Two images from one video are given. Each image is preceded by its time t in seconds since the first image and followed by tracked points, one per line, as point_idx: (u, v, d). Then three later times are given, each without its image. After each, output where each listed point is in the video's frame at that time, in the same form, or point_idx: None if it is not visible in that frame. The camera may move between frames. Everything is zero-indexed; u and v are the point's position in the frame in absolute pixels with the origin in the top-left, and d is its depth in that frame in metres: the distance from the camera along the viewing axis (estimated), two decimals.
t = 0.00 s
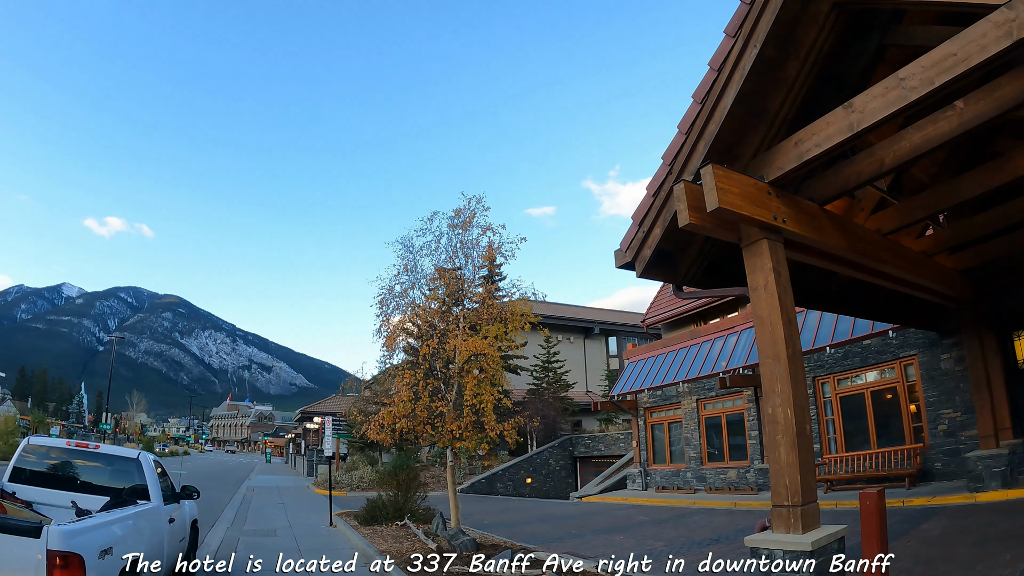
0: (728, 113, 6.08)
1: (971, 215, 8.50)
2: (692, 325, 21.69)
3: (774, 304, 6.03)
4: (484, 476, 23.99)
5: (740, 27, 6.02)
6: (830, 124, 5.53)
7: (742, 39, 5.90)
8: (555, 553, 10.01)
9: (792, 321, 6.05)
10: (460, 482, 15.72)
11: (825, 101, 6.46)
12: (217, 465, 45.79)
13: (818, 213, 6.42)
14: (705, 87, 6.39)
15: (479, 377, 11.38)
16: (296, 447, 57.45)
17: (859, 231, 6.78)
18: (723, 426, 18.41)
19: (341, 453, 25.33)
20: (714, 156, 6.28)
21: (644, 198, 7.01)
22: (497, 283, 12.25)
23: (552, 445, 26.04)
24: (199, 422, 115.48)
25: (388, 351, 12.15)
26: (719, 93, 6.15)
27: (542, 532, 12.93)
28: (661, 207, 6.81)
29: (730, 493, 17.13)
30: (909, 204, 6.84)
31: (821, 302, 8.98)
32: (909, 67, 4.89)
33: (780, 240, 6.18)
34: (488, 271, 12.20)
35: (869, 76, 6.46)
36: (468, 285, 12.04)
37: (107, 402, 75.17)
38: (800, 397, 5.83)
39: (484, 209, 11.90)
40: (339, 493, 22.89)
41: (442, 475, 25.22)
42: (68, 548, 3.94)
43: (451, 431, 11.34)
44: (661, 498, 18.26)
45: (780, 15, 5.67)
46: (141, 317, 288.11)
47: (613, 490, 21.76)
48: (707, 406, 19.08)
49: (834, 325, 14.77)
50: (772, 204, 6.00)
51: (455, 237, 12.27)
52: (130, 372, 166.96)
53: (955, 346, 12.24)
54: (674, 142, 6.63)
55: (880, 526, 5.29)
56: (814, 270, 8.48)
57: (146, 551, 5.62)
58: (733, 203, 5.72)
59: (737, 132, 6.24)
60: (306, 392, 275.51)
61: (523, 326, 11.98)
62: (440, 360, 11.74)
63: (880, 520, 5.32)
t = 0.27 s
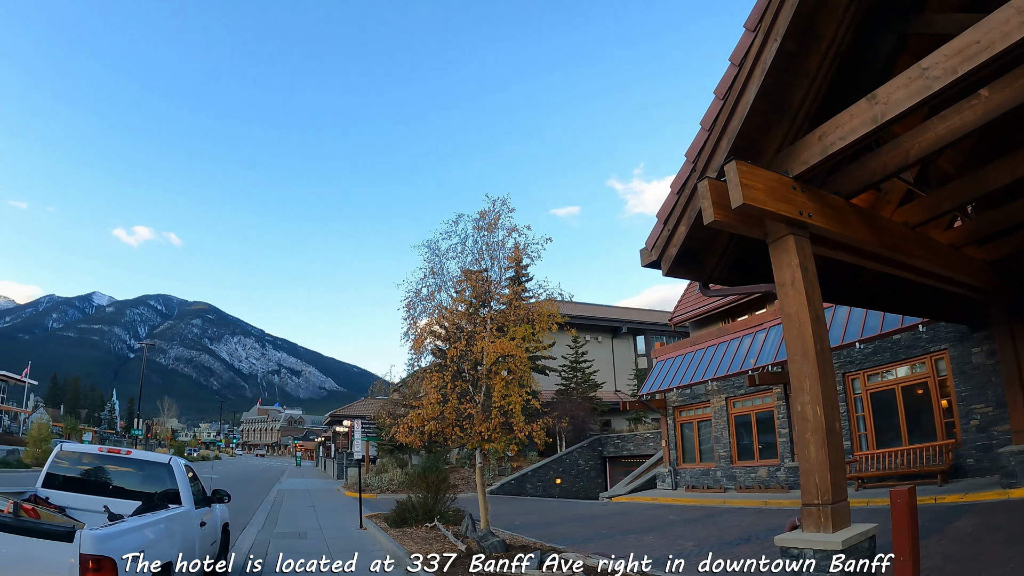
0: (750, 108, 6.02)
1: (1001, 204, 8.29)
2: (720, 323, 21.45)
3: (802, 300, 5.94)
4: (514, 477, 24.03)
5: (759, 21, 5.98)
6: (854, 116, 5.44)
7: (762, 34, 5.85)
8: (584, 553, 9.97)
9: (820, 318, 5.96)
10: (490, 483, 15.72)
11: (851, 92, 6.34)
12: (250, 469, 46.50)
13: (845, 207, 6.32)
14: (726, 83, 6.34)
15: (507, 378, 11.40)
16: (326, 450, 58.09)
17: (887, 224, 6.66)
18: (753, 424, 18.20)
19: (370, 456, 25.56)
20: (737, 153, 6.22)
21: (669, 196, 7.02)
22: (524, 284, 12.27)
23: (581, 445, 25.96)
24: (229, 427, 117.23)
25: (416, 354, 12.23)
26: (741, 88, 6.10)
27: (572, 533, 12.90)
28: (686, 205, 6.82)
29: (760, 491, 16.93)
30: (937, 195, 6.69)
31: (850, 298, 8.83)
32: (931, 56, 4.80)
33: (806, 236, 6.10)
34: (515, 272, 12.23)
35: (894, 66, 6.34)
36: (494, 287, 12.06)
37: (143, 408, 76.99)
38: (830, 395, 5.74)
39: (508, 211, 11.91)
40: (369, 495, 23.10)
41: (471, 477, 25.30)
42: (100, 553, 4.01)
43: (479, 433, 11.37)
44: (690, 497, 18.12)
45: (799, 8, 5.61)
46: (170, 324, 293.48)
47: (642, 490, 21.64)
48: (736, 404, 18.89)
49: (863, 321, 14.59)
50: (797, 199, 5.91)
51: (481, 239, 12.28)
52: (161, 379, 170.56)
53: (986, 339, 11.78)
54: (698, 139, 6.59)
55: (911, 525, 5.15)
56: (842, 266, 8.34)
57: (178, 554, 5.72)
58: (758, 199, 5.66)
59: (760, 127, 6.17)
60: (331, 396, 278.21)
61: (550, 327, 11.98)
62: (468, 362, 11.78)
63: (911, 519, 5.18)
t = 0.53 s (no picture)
0: (766, 103, 5.98)
1: None
2: (740, 320, 21.28)
3: (822, 296, 5.88)
4: (535, 477, 24.03)
5: (774, 15, 5.93)
6: (871, 109, 5.37)
7: (776, 28, 5.80)
8: (606, 553, 9.95)
9: (841, 314, 5.90)
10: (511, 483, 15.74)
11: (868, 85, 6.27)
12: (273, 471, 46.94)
13: (864, 201, 6.24)
14: (741, 78, 6.30)
15: (527, 379, 11.41)
16: (346, 451, 58.47)
17: (907, 219, 6.56)
18: (774, 421, 18.05)
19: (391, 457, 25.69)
20: (755, 148, 6.17)
21: (686, 193, 7.00)
22: (544, 284, 12.27)
23: (602, 444, 25.89)
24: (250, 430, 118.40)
25: (436, 355, 12.26)
26: (757, 83, 6.06)
27: (593, 532, 12.88)
28: (703, 201, 6.80)
29: (782, 489, 16.78)
30: (957, 189, 6.58)
31: (871, 293, 8.72)
32: (948, 46, 4.73)
33: (825, 231, 6.04)
34: (534, 272, 12.24)
35: (913, 57, 6.24)
36: (514, 287, 12.09)
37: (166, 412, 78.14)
38: (851, 391, 5.67)
39: (526, 211, 11.85)
40: (390, 496, 23.22)
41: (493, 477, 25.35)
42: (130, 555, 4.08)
43: (499, 433, 11.42)
44: (712, 496, 18.00)
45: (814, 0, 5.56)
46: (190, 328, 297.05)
47: (664, 489, 21.51)
48: (758, 401, 18.75)
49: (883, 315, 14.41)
50: (815, 194, 5.85)
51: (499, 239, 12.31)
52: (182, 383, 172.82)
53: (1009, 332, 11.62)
54: (715, 135, 6.55)
55: (933, 523, 5.07)
56: (862, 261, 8.23)
57: (201, 556, 5.78)
58: (776, 194, 5.60)
59: (776, 122, 6.12)
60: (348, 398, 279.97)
61: (570, 326, 11.98)
62: (488, 362, 11.81)
63: (934, 517, 5.09)
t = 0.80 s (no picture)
0: (786, 97, 5.92)
1: None
2: (763, 316, 21.06)
3: (846, 291, 5.81)
4: (559, 476, 24.03)
5: (791, 8, 5.89)
6: (891, 100, 5.30)
7: (793, 21, 5.76)
8: (631, 552, 9.91)
9: (865, 308, 5.82)
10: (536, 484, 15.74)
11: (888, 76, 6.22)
12: (300, 473, 47.44)
13: (887, 194, 6.16)
14: (760, 72, 6.26)
15: (551, 379, 11.41)
16: (371, 452, 58.95)
17: (931, 211, 6.45)
18: (799, 418, 17.85)
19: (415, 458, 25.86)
20: (775, 143, 6.12)
21: (707, 190, 6.96)
22: (566, 283, 12.28)
23: (626, 443, 25.80)
24: (275, 433, 119.72)
25: (460, 356, 12.32)
26: (775, 77, 6.01)
27: (619, 532, 12.82)
28: (724, 198, 6.76)
29: (808, 487, 16.59)
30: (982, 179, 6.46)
31: (896, 288, 8.58)
32: (968, 35, 4.66)
33: (848, 225, 5.97)
34: (556, 272, 12.26)
35: (936, 46, 6.14)
36: (536, 286, 12.12)
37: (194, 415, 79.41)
38: (876, 387, 5.60)
39: (547, 211, 11.90)
40: (415, 497, 23.39)
41: (517, 477, 25.40)
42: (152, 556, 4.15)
43: (524, 434, 11.44)
44: (738, 494, 17.85)
45: None
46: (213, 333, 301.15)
47: (689, 488, 21.37)
48: (782, 398, 18.54)
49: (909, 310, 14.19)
50: (837, 188, 5.80)
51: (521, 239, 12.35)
52: (207, 387, 175.37)
53: None
54: (735, 131, 6.51)
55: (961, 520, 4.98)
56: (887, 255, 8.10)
57: (227, 558, 5.85)
58: (797, 189, 5.57)
59: (797, 115, 6.06)
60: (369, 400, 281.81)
61: (594, 325, 11.97)
62: (512, 362, 11.85)
63: (961, 514, 4.99)
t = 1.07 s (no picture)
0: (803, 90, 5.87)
1: None
2: (784, 313, 20.87)
3: (866, 287, 5.74)
4: (580, 476, 24.00)
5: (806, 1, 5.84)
6: (909, 93, 5.24)
7: (808, 14, 5.72)
8: (653, 552, 9.87)
9: (886, 304, 5.76)
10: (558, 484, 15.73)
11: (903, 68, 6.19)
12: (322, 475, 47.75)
13: (907, 188, 6.09)
14: (776, 67, 6.21)
15: (571, 379, 11.40)
16: (392, 453, 59.31)
17: (952, 204, 6.37)
18: (821, 416, 17.66)
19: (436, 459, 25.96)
20: (792, 138, 6.08)
21: (724, 186, 6.92)
22: (585, 283, 12.28)
23: (647, 442, 25.69)
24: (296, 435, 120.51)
25: (480, 356, 12.36)
26: (791, 71, 5.98)
27: (640, 531, 12.76)
28: (742, 194, 6.72)
29: (830, 485, 16.42)
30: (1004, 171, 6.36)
31: (915, 283, 8.48)
32: (985, 24, 4.60)
33: (867, 219, 5.91)
34: (575, 271, 12.27)
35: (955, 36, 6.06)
36: (555, 286, 12.13)
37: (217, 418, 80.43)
38: (898, 383, 5.53)
39: (565, 210, 11.90)
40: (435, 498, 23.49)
41: (538, 477, 25.42)
42: (174, 556, 4.19)
43: (545, 434, 11.45)
44: (759, 493, 17.72)
45: None
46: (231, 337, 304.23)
47: (711, 487, 21.24)
48: (803, 396, 18.36)
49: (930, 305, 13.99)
50: (856, 182, 5.75)
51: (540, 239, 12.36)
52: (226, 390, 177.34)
53: None
54: (751, 126, 6.47)
55: (985, 518, 4.90)
56: (906, 250, 8.00)
57: (248, 560, 5.90)
58: (816, 183, 5.53)
59: (814, 109, 6.02)
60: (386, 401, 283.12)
61: (613, 324, 11.95)
62: (532, 362, 11.88)
63: (985, 512, 4.92)
